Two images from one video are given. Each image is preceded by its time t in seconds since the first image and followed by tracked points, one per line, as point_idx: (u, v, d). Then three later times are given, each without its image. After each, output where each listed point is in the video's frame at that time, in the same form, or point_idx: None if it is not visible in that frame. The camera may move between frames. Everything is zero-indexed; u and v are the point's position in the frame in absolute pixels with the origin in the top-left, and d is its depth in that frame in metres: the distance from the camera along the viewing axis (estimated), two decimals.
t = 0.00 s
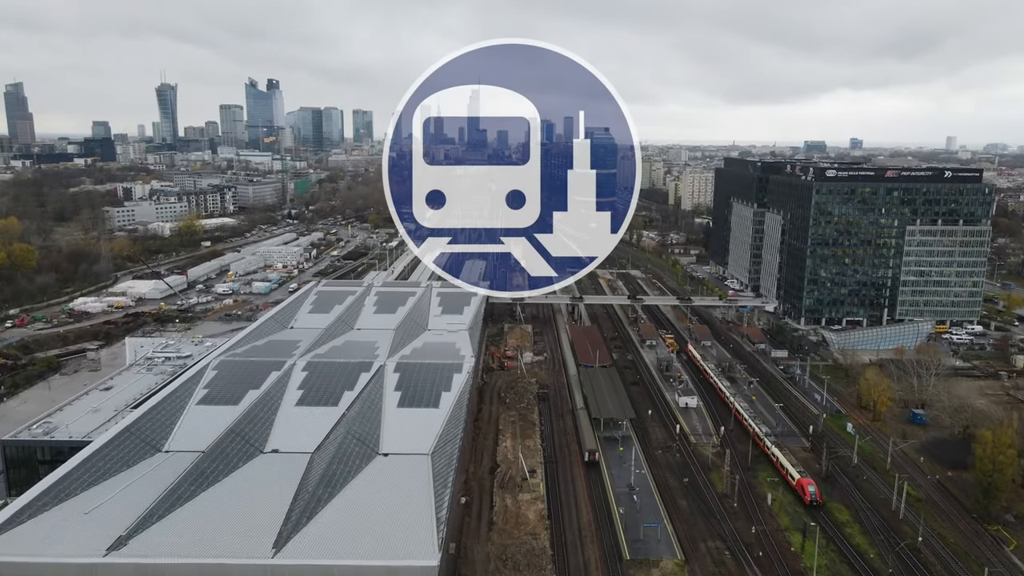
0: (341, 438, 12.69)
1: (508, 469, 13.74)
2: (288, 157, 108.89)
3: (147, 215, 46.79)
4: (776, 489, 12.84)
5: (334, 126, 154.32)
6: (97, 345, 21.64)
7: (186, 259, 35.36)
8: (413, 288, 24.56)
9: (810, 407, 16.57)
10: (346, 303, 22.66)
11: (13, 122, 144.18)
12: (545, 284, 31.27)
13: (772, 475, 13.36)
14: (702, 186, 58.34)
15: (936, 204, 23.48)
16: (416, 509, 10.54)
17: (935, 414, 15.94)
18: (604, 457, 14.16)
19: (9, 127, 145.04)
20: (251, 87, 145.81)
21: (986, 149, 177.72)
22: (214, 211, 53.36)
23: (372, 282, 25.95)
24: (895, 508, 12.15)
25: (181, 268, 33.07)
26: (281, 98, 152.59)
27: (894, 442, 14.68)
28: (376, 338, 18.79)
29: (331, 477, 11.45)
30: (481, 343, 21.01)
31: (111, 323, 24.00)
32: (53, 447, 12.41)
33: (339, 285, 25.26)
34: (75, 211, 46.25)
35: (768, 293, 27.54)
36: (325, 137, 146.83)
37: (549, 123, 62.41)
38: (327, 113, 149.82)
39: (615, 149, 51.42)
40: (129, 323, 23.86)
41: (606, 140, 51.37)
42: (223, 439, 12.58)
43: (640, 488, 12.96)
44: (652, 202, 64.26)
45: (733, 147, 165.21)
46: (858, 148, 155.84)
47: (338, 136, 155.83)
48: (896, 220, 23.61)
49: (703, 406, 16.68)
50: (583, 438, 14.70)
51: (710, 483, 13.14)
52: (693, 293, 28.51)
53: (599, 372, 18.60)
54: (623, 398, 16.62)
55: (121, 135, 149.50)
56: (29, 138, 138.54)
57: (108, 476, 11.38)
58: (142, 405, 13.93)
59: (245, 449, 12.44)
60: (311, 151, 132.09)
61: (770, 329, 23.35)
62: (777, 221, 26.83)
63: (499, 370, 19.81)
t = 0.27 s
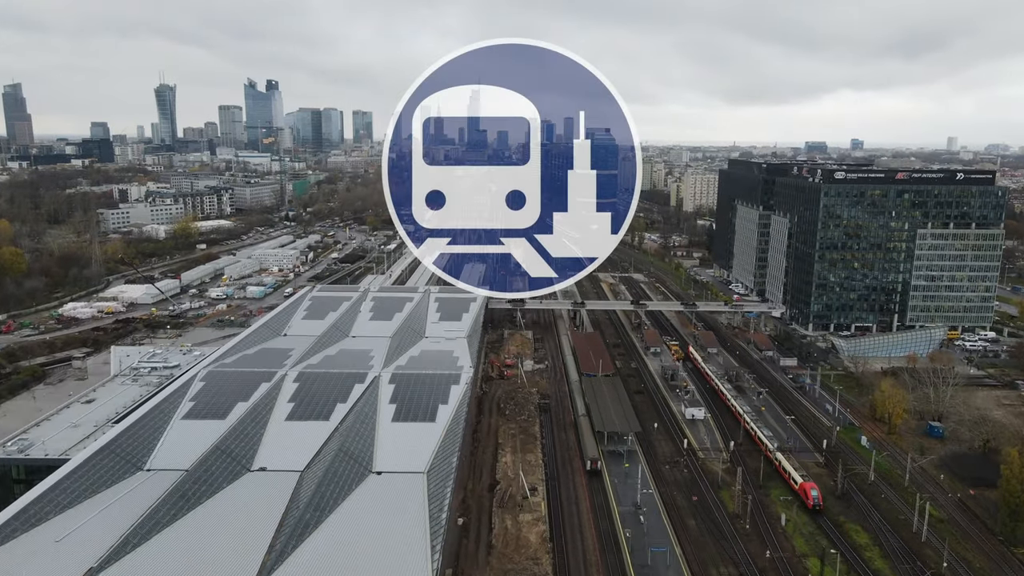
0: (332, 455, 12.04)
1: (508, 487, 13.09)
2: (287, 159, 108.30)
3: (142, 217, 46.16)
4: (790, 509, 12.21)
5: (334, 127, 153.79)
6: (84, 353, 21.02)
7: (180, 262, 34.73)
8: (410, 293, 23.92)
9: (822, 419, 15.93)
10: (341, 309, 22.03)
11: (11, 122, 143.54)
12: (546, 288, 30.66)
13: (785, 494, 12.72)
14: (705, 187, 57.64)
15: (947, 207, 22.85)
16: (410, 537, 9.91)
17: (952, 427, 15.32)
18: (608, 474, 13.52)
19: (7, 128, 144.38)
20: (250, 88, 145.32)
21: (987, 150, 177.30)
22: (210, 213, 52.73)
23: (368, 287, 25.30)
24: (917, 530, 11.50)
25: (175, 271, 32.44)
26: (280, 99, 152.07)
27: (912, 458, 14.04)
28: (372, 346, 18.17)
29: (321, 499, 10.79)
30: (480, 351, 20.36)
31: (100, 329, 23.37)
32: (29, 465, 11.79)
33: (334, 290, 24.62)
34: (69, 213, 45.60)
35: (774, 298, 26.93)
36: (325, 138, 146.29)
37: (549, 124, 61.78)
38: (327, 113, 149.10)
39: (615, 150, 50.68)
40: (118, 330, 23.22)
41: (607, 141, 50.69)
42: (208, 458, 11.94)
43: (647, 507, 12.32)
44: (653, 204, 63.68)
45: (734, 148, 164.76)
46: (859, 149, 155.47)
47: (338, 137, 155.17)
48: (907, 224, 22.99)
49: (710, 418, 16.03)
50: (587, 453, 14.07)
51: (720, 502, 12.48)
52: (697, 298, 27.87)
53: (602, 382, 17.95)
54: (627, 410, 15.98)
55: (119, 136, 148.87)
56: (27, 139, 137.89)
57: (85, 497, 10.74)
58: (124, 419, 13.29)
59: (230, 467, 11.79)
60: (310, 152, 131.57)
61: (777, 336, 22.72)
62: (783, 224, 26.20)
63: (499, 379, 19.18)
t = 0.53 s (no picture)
0: (322, 474, 11.40)
1: (508, 507, 12.44)
2: (285, 160, 107.70)
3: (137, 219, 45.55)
4: (805, 530, 11.57)
5: (333, 128, 153.26)
6: (71, 361, 20.39)
7: (174, 265, 34.12)
8: (407, 298, 23.29)
9: (834, 431, 15.30)
10: (336, 315, 21.41)
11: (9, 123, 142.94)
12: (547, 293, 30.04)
13: (799, 514, 12.08)
14: (707, 188, 57.00)
15: (960, 209, 22.22)
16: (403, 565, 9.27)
17: (970, 440, 14.69)
18: (613, 492, 12.88)
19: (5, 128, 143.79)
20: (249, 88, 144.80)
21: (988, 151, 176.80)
22: (207, 215, 52.11)
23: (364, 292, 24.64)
24: (941, 554, 10.86)
25: (168, 275, 31.81)
26: (279, 99, 151.54)
27: (930, 474, 13.41)
28: (367, 355, 17.54)
29: (309, 523, 10.15)
30: (479, 359, 19.72)
31: (88, 335, 22.73)
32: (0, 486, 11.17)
33: (330, 295, 23.97)
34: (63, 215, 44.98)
35: (780, 303, 26.30)
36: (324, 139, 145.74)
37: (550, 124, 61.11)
38: (326, 114, 148.47)
39: (615, 150, 49.77)
40: (106, 336, 22.59)
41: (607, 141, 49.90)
42: (190, 479, 11.31)
43: (655, 529, 11.68)
44: (655, 205, 63.09)
45: (734, 148, 164.30)
46: (859, 150, 155.09)
47: (337, 138, 154.56)
48: (918, 227, 22.37)
49: (719, 431, 15.38)
50: (590, 470, 13.44)
51: (731, 522, 11.85)
52: (701, 302, 27.24)
53: (605, 392, 17.32)
54: (632, 422, 15.34)
55: (118, 137, 148.27)
56: (24, 139, 137.26)
57: (57, 523, 10.14)
58: (104, 436, 12.67)
59: (214, 488, 11.17)
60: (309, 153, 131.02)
61: (785, 343, 22.11)
62: (790, 227, 25.58)
63: (498, 388, 18.55)
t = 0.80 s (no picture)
0: (310, 495, 10.75)
1: (507, 528, 11.80)
2: (284, 161, 107.11)
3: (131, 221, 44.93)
4: (822, 554, 10.92)
5: (332, 129, 152.66)
6: (55, 369, 19.75)
7: (167, 269, 33.50)
8: (403, 304, 22.64)
9: (849, 446, 14.64)
10: (331, 322, 20.76)
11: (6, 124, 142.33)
12: (547, 297, 29.42)
13: (815, 535, 11.44)
14: (708, 190, 56.34)
15: (972, 212, 21.60)
16: None
17: (991, 455, 14.07)
18: (618, 512, 12.24)
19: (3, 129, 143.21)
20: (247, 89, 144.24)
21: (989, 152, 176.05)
22: (202, 217, 51.49)
23: (360, 297, 24.00)
24: None
25: (161, 279, 31.17)
26: (278, 100, 151.00)
27: (952, 492, 12.77)
28: (361, 365, 16.89)
29: (294, 550, 9.50)
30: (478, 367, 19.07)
31: (75, 342, 22.08)
32: None
33: (324, 300, 23.31)
34: (56, 218, 44.37)
35: (787, 308, 25.67)
36: (323, 140, 145.12)
37: (550, 125, 60.47)
38: (324, 115, 147.79)
39: (615, 151, 49.18)
40: (94, 343, 21.96)
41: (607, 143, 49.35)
42: (169, 502, 10.64)
43: (663, 552, 11.04)
44: (655, 207, 62.47)
45: (734, 149, 163.66)
46: (860, 151, 154.67)
47: (336, 139, 153.85)
48: (929, 230, 21.75)
49: (728, 445, 14.74)
50: (594, 487, 12.78)
51: (743, 544, 11.22)
52: (705, 308, 26.63)
53: (609, 402, 16.67)
54: (637, 435, 14.69)
55: (116, 138, 147.68)
56: (22, 140, 136.64)
57: (26, 550, 9.51)
58: (83, 452, 12.03)
59: (195, 511, 10.54)
60: (308, 154, 130.43)
61: (792, 350, 21.46)
62: (796, 230, 24.97)
63: (497, 398, 17.90)
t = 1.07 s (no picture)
0: (297, 519, 10.11)
1: (506, 551, 11.15)
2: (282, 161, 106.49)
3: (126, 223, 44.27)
4: None
5: (331, 129, 152.09)
6: (39, 378, 19.10)
7: (160, 272, 32.85)
8: (400, 310, 21.98)
9: (864, 461, 14.00)
10: (325, 329, 20.11)
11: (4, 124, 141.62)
12: (547, 301, 28.80)
13: (832, 559, 10.80)
14: (710, 191, 55.74)
15: (986, 214, 20.98)
16: None
17: (1013, 470, 13.45)
18: (623, 533, 11.60)
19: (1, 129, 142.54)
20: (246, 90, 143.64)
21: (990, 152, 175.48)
22: (198, 219, 50.84)
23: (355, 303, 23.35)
24: None
25: (153, 282, 30.52)
26: (277, 100, 150.43)
27: (975, 511, 12.13)
28: (355, 375, 16.24)
29: None
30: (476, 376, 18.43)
31: (62, 349, 21.42)
32: None
33: (319, 305, 22.66)
34: (49, 219, 43.72)
35: (793, 313, 25.06)
36: (321, 140, 144.51)
37: (550, 125, 59.87)
38: (324, 115, 147.21)
39: (616, 153, 48.71)
40: (81, 349, 21.31)
41: (607, 144, 48.87)
42: (147, 527, 10.00)
43: None
44: (657, 208, 61.87)
45: (734, 150, 163.08)
46: (860, 151, 154.13)
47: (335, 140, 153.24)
48: (941, 233, 21.13)
49: (737, 460, 14.10)
50: (597, 506, 12.13)
51: (757, 570, 10.58)
52: (710, 313, 26.01)
53: (612, 414, 16.03)
54: (642, 449, 14.05)
55: (114, 139, 147.03)
56: (19, 140, 135.95)
57: None
58: (58, 471, 11.38)
59: (174, 537, 9.90)
60: (307, 155, 129.83)
61: (801, 357, 20.82)
62: (804, 233, 24.34)
63: (497, 408, 17.26)
